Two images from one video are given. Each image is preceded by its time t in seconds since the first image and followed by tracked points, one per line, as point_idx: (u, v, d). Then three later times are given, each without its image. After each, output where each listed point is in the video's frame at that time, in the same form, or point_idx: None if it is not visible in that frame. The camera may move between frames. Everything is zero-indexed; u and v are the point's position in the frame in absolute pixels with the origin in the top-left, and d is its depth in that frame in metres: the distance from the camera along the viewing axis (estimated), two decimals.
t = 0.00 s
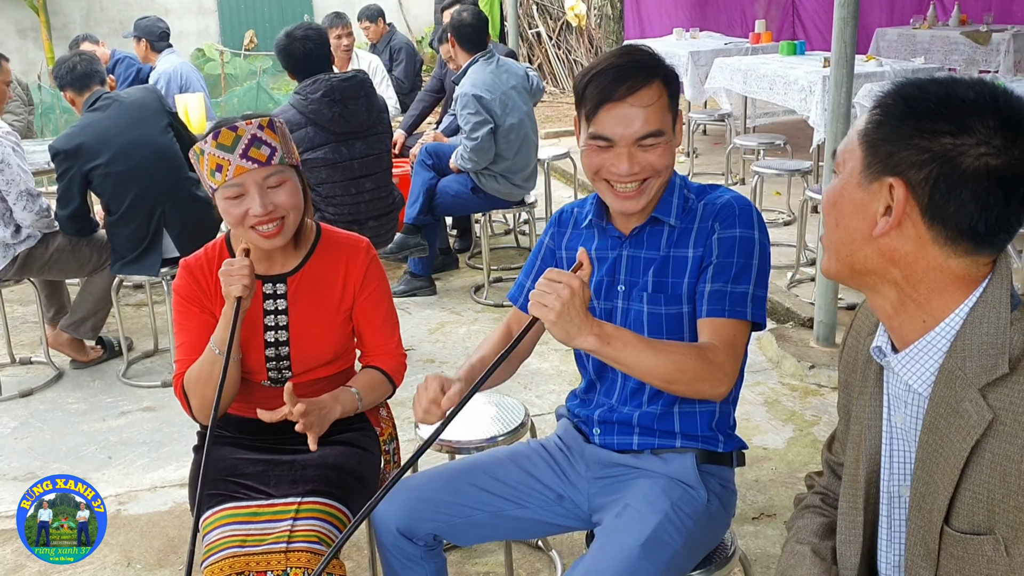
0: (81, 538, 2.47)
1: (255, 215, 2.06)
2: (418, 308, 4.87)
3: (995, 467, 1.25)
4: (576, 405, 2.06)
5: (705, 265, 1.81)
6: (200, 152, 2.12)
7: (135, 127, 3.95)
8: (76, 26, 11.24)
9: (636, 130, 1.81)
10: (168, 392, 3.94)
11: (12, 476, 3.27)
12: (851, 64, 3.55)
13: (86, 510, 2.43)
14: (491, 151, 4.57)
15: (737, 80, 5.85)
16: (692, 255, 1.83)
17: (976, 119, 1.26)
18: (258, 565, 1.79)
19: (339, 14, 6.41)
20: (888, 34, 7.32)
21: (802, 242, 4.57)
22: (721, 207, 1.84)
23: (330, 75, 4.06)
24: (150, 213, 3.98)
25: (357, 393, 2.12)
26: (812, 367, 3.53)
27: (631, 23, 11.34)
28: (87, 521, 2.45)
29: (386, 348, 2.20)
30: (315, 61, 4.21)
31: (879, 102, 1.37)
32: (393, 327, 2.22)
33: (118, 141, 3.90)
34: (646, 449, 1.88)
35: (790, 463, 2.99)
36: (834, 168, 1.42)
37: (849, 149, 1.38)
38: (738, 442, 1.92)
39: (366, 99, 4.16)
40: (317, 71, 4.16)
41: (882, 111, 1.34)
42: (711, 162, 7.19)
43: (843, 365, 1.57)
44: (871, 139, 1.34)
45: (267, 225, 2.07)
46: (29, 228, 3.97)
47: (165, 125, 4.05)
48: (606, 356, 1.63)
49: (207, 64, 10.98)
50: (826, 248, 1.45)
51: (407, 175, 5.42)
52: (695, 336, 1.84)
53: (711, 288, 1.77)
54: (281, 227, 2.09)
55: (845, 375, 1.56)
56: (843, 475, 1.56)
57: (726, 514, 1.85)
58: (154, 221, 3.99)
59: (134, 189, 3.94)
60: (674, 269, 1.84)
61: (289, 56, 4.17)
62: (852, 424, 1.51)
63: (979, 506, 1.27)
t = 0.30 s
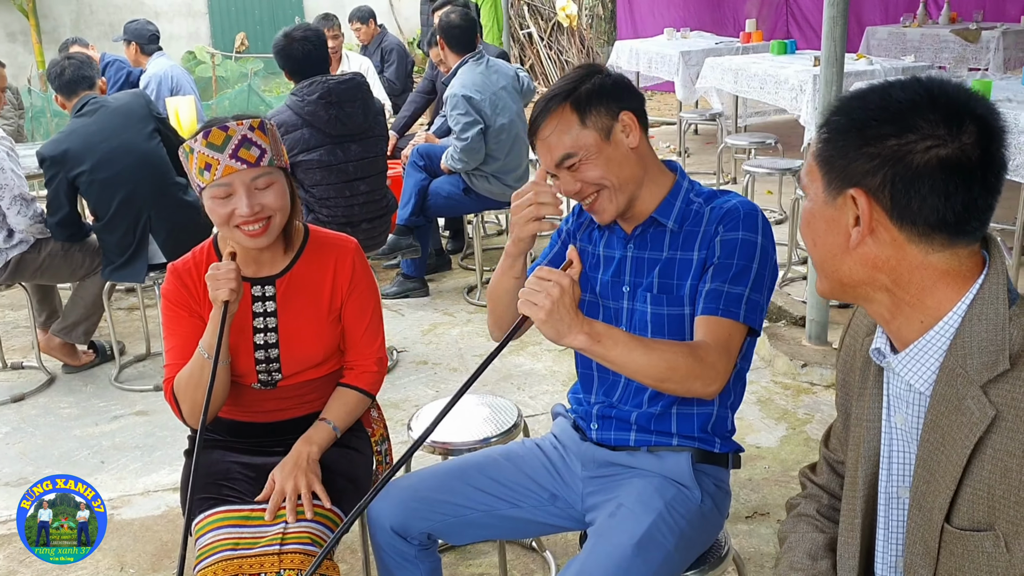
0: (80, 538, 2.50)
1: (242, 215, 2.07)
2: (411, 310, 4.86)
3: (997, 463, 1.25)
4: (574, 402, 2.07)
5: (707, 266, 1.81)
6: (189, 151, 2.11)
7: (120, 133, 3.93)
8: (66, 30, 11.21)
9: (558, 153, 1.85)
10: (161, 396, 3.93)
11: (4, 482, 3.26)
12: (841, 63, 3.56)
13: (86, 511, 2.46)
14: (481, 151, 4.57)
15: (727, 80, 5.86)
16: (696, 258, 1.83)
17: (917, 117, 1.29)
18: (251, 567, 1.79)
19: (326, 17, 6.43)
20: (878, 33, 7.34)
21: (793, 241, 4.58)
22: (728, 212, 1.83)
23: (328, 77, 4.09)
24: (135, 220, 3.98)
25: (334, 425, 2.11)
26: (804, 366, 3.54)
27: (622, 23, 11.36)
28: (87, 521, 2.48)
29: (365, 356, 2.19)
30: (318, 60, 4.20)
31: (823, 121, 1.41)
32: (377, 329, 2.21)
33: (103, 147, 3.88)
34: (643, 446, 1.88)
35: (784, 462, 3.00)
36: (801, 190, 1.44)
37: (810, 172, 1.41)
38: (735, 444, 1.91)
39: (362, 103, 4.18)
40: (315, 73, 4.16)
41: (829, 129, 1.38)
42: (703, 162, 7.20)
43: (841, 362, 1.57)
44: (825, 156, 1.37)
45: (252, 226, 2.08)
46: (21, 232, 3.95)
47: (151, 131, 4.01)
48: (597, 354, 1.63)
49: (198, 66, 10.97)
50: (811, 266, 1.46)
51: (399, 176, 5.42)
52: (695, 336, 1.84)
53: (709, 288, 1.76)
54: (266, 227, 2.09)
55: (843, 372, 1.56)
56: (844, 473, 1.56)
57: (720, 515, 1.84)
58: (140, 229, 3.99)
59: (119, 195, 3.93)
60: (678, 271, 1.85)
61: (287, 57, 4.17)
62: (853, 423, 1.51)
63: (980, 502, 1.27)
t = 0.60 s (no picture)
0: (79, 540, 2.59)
1: (244, 202, 2.08)
2: (402, 311, 4.86)
3: (997, 458, 1.25)
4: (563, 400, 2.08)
5: (694, 257, 1.82)
6: (182, 146, 2.10)
7: (116, 133, 3.91)
8: (54, 31, 11.17)
9: (539, 142, 1.86)
10: (150, 399, 3.92)
11: None
12: (829, 63, 3.57)
13: (86, 513, 2.57)
14: (468, 152, 4.59)
15: (717, 79, 5.86)
16: (681, 250, 1.84)
17: (902, 115, 1.30)
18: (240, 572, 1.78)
19: (320, 16, 6.40)
20: (867, 32, 7.35)
21: (783, 240, 4.59)
22: (709, 204, 1.84)
23: (318, 78, 4.07)
24: (127, 221, 3.96)
25: (324, 431, 2.10)
26: (795, 365, 3.55)
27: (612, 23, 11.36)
28: (86, 523, 2.58)
29: (353, 357, 2.18)
30: (308, 60, 4.19)
31: (808, 129, 1.41)
32: (366, 325, 2.20)
33: (98, 147, 3.87)
34: (632, 445, 1.88)
35: (775, 461, 3.00)
36: (790, 199, 1.44)
37: (798, 181, 1.41)
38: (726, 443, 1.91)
39: (353, 103, 4.19)
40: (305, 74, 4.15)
41: (815, 135, 1.38)
42: (693, 161, 7.22)
43: (832, 364, 1.57)
44: (811, 163, 1.38)
45: (252, 213, 2.09)
46: (11, 234, 3.93)
47: (147, 132, 4.00)
48: (590, 346, 1.62)
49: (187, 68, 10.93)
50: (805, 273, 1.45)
51: (389, 177, 5.41)
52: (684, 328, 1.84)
53: (695, 278, 1.77)
54: (265, 216, 2.11)
55: (835, 375, 1.56)
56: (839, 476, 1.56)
57: (711, 513, 1.84)
58: (132, 231, 3.98)
59: (114, 194, 3.91)
60: (663, 264, 1.85)
61: (279, 56, 4.15)
62: (849, 426, 1.51)
63: (980, 498, 1.27)
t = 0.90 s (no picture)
0: (80, 538, 2.43)
1: (231, 203, 2.07)
2: (394, 313, 4.85)
3: (993, 455, 1.24)
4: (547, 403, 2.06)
5: (669, 257, 1.82)
6: (169, 147, 2.09)
7: (109, 136, 3.90)
8: (43, 34, 11.13)
9: (535, 120, 1.92)
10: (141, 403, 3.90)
11: None
12: (818, 62, 3.57)
13: (87, 511, 2.39)
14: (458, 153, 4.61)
15: (708, 79, 5.86)
16: (655, 250, 1.84)
17: (900, 112, 1.29)
18: None
19: (307, 21, 6.41)
20: (857, 31, 7.37)
21: (775, 239, 4.59)
22: (681, 203, 1.85)
23: (307, 80, 4.06)
24: (117, 223, 3.94)
25: (312, 435, 2.09)
26: (786, 364, 3.55)
27: (605, 22, 11.35)
28: (87, 521, 2.42)
29: (340, 359, 2.17)
30: (297, 62, 4.17)
31: (806, 124, 1.40)
32: (352, 329, 2.19)
33: (90, 149, 3.86)
34: (620, 447, 1.89)
35: (766, 461, 2.99)
36: (786, 196, 1.43)
37: (795, 178, 1.40)
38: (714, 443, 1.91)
39: (342, 105, 4.18)
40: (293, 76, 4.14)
41: (812, 132, 1.37)
42: (685, 161, 7.23)
43: (822, 366, 1.57)
44: (809, 161, 1.37)
45: (238, 215, 2.08)
46: None
47: (140, 137, 3.97)
48: (571, 346, 1.61)
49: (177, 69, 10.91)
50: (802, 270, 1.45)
51: (380, 179, 5.40)
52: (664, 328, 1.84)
53: (672, 278, 1.76)
54: (252, 218, 2.10)
55: (826, 377, 1.56)
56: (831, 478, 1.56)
57: (699, 515, 1.83)
58: (121, 234, 3.95)
59: (105, 197, 3.90)
60: (638, 265, 1.85)
61: (267, 58, 4.13)
62: (841, 426, 1.51)
63: (977, 495, 1.26)
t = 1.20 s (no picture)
0: (80, 539, 2.41)
1: (219, 210, 2.06)
2: (389, 316, 4.83)
3: (1004, 457, 1.24)
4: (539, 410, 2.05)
5: (646, 270, 1.82)
6: (159, 152, 2.09)
7: (106, 142, 3.88)
8: (37, 38, 11.11)
9: (582, 105, 1.89)
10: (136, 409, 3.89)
11: None
12: (812, 63, 3.57)
13: (88, 511, 2.38)
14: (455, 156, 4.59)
15: (703, 80, 5.86)
16: (632, 263, 1.83)
17: (916, 114, 1.28)
18: None
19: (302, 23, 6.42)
20: (851, 31, 7.38)
21: (771, 240, 4.58)
22: (653, 213, 1.85)
23: (299, 85, 4.08)
24: (112, 229, 3.92)
25: (306, 442, 2.08)
26: (783, 366, 3.54)
27: (600, 23, 11.35)
28: (87, 522, 2.40)
29: (335, 365, 2.16)
30: (289, 66, 4.17)
31: (818, 124, 1.39)
32: (346, 338, 2.18)
33: (86, 155, 3.84)
34: (616, 448, 1.87)
35: (763, 463, 2.99)
36: (794, 195, 1.42)
37: (804, 178, 1.39)
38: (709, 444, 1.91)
39: (336, 109, 4.18)
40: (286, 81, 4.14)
41: (825, 131, 1.36)
42: (680, 162, 7.24)
43: (815, 368, 1.56)
44: (821, 161, 1.35)
45: (228, 222, 2.07)
46: None
47: (137, 143, 3.95)
48: (565, 357, 1.61)
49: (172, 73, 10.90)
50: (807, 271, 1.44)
51: (376, 182, 5.39)
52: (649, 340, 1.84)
53: (652, 292, 1.76)
54: (241, 224, 2.09)
55: (822, 380, 1.55)
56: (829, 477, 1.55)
57: (695, 517, 1.83)
58: (116, 240, 3.94)
59: (100, 203, 3.88)
60: (617, 280, 1.84)
61: (260, 62, 4.13)
62: (841, 427, 1.50)
63: (987, 497, 1.26)
